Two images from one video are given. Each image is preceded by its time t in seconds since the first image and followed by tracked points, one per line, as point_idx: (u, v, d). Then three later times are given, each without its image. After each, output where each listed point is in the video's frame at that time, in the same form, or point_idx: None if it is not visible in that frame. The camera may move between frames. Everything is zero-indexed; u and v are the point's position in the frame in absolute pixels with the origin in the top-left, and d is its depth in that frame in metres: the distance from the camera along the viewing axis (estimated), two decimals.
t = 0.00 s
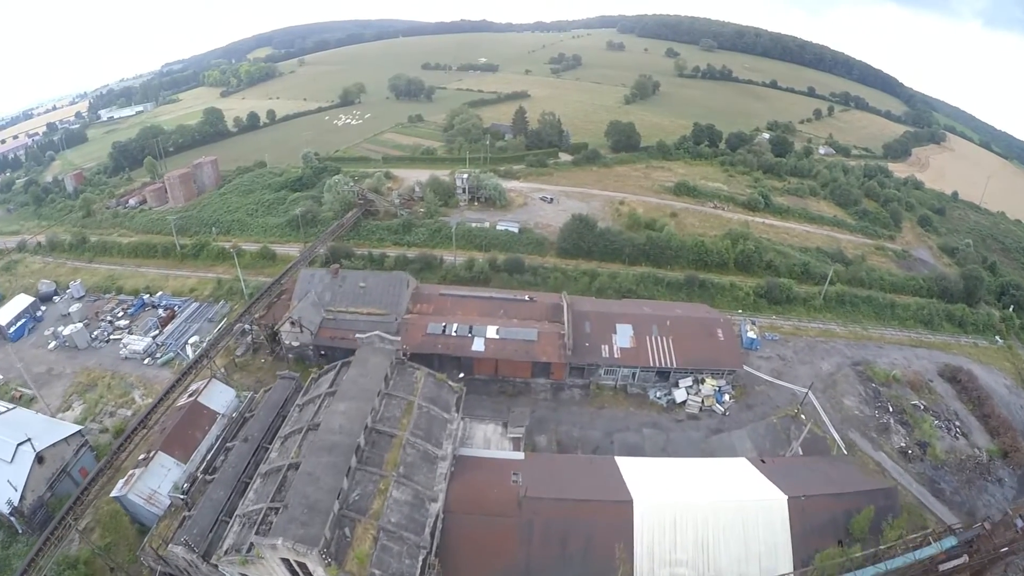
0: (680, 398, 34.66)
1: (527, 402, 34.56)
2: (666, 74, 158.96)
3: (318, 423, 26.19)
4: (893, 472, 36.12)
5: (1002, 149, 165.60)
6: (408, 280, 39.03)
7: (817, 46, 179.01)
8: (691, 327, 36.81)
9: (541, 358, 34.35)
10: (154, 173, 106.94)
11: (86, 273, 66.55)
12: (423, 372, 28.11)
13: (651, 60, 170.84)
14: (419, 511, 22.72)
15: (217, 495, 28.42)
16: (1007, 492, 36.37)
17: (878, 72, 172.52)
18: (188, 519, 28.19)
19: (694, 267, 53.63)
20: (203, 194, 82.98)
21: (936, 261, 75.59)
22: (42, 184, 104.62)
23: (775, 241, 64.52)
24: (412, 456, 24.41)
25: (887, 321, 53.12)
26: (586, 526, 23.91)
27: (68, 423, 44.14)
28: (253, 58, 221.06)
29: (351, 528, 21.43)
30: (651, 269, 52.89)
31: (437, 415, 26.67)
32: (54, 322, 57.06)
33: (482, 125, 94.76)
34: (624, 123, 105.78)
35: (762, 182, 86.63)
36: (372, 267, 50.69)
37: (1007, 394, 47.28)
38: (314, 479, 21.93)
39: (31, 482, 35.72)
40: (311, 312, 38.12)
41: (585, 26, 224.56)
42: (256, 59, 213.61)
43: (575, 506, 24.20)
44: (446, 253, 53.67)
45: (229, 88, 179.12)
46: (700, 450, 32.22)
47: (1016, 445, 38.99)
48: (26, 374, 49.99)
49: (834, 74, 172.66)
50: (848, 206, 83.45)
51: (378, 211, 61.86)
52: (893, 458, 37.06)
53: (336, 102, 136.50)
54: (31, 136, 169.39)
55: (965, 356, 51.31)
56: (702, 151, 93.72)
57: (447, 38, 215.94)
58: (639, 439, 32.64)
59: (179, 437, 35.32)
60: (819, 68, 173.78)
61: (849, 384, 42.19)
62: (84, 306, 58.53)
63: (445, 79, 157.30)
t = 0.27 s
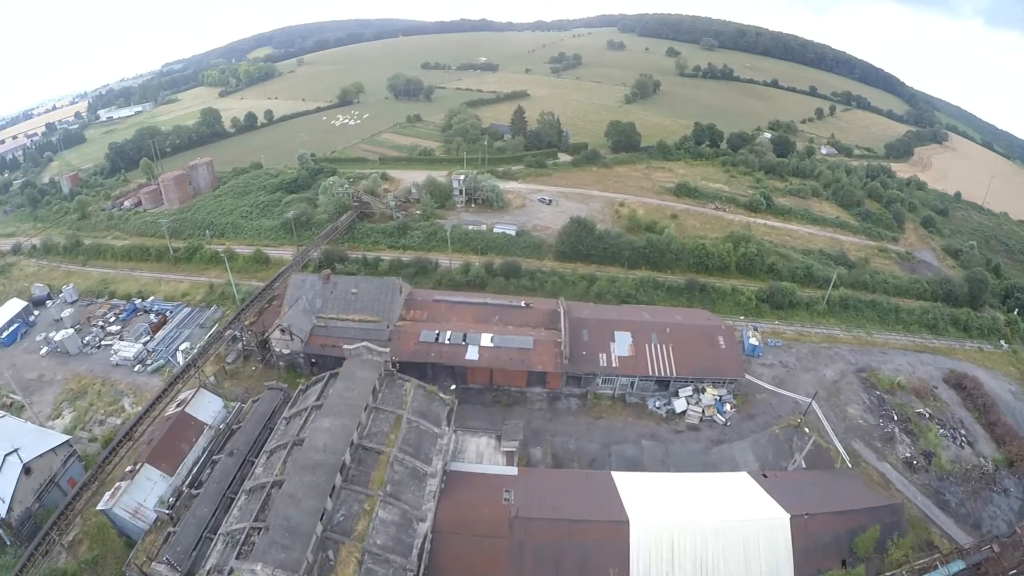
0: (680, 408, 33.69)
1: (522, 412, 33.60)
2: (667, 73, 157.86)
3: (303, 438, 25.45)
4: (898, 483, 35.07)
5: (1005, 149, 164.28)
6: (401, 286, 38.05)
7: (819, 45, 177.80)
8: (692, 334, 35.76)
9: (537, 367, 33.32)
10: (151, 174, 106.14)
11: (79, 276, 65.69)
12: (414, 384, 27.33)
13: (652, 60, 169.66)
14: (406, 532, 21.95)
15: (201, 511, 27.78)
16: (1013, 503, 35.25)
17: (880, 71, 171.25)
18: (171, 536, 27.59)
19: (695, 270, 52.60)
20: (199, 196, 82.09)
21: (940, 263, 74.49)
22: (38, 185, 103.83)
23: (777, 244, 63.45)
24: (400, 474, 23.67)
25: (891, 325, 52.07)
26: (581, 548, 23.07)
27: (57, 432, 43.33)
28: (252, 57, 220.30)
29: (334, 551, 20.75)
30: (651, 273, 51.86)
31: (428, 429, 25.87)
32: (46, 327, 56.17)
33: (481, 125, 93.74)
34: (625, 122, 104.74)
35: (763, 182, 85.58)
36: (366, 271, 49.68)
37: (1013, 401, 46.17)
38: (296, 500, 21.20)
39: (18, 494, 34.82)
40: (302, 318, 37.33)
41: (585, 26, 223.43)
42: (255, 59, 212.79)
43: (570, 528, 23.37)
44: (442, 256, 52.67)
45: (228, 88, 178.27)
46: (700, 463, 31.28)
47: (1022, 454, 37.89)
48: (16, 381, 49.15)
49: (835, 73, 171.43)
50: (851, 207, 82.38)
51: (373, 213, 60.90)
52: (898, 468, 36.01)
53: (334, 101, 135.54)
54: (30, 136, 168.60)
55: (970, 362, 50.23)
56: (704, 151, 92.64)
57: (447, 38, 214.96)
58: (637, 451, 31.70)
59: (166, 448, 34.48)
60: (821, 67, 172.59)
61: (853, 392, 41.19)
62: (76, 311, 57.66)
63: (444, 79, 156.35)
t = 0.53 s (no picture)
0: (679, 419, 32.74)
1: (517, 424, 32.69)
2: (667, 73, 156.84)
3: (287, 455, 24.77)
4: (902, 496, 34.09)
5: (1007, 149, 163.16)
6: (393, 293, 37.18)
7: (820, 44, 176.75)
8: (692, 343, 34.72)
9: (532, 378, 32.31)
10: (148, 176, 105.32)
11: (72, 281, 64.80)
12: (402, 399, 26.71)
13: (652, 59, 168.62)
14: (391, 555, 21.20)
15: (185, 529, 27.29)
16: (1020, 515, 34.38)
17: (881, 70, 170.15)
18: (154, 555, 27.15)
19: (695, 275, 51.62)
20: (194, 198, 81.21)
21: (943, 266, 73.48)
22: (34, 187, 102.97)
23: (779, 247, 62.43)
24: (386, 494, 22.99)
25: (895, 331, 51.07)
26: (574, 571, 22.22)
27: (45, 442, 42.52)
28: (252, 58, 219.50)
29: None
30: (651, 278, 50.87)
31: (416, 446, 25.17)
32: (38, 333, 55.25)
33: (479, 126, 92.77)
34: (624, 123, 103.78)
35: (765, 183, 84.57)
36: (360, 276, 48.71)
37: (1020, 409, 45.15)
38: (277, 524, 20.47)
39: (4, 507, 33.95)
40: (292, 327, 36.51)
41: (585, 25, 222.38)
42: (255, 59, 211.97)
43: (562, 550, 22.52)
44: (437, 260, 51.70)
45: (227, 88, 177.42)
46: (700, 477, 30.35)
47: None
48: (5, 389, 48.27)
49: (837, 73, 170.39)
50: (854, 208, 81.36)
51: (368, 216, 59.95)
52: (902, 480, 35.03)
53: (332, 102, 134.60)
54: (29, 137, 167.75)
55: (976, 368, 49.23)
56: (704, 151, 91.61)
57: (446, 38, 214.03)
58: (635, 464, 30.77)
59: (150, 461, 33.64)
60: (822, 67, 171.52)
61: (857, 400, 40.21)
62: (68, 316, 56.76)
63: (443, 79, 155.41)
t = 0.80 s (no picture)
0: (678, 431, 31.79)
1: (511, 437, 31.76)
2: (668, 73, 155.74)
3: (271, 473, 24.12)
4: (908, 509, 33.07)
5: (1008, 149, 162.07)
6: (383, 300, 36.12)
7: (821, 44, 175.69)
8: (691, 352, 33.66)
9: (526, 390, 31.26)
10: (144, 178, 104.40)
11: (64, 285, 63.88)
12: (390, 414, 26.11)
13: (653, 59, 167.49)
14: None
15: (167, 548, 26.55)
16: None
17: (883, 70, 169.03)
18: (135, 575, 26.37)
19: (695, 279, 50.60)
20: (188, 200, 80.26)
21: (947, 269, 72.47)
22: (29, 189, 102.00)
23: (780, 250, 61.40)
24: (372, 514, 22.36)
25: (899, 336, 50.04)
26: None
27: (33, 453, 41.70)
28: (251, 58, 218.50)
29: None
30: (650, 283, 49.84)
31: (404, 464, 24.51)
32: (29, 339, 54.27)
33: (477, 126, 91.71)
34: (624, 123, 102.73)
35: (766, 185, 83.53)
36: (353, 281, 47.70)
37: None
38: (256, 549, 19.71)
39: None
40: (280, 335, 35.67)
41: (585, 25, 221.25)
42: (253, 59, 210.98)
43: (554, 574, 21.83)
44: (432, 265, 50.67)
45: (225, 88, 176.40)
46: (700, 491, 29.38)
47: None
48: None
49: (838, 72, 169.28)
50: (856, 210, 80.31)
51: (362, 219, 58.95)
52: (907, 492, 34.01)
53: (330, 102, 133.60)
54: (26, 137, 166.71)
55: (981, 374, 48.20)
56: (705, 152, 90.52)
57: (445, 37, 212.91)
58: (633, 479, 29.80)
59: (135, 475, 32.75)
60: (823, 67, 170.42)
61: (860, 410, 39.22)
62: (59, 322, 55.80)
63: (442, 79, 154.43)
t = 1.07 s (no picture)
0: (676, 443, 30.85)
1: (503, 450, 30.81)
2: (665, 72, 154.81)
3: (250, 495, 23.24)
4: (910, 520, 32.10)
5: (1006, 147, 161.54)
6: (371, 309, 35.08)
7: (818, 43, 175.00)
8: (689, 361, 32.62)
9: (518, 402, 30.20)
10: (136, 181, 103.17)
11: (52, 291, 62.79)
12: (375, 431, 25.19)
13: (650, 58, 166.57)
14: None
15: (146, 570, 25.71)
16: None
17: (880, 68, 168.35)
18: None
19: (693, 283, 49.63)
20: (179, 204, 79.13)
21: (947, 270, 71.68)
22: (20, 193, 100.76)
23: (779, 252, 60.47)
24: (354, 538, 21.44)
25: (901, 341, 49.13)
26: None
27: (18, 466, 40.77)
28: (246, 58, 217.05)
29: None
30: (647, 287, 48.84)
31: (389, 483, 23.58)
32: (15, 347, 53.17)
33: (472, 127, 90.66)
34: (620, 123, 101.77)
35: (764, 185, 82.63)
36: (343, 287, 46.61)
37: None
38: None
39: None
40: (266, 345, 34.89)
41: (582, 24, 220.30)
42: (249, 60, 209.61)
43: None
44: (424, 269, 49.62)
45: (220, 89, 175.07)
46: (697, 506, 28.45)
47: None
48: None
49: (835, 71, 168.58)
50: (855, 210, 79.43)
51: (354, 223, 57.88)
52: (910, 503, 33.04)
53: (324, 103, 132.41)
54: (20, 139, 165.26)
55: (984, 379, 47.31)
56: (702, 152, 89.60)
57: (441, 37, 211.74)
58: (628, 493, 28.85)
59: (116, 491, 31.70)
60: (820, 65, 169.67)
61: (862, 418, 38.32)
62: (47, 329, 54.71)
63: (438, 79, 153.32)
